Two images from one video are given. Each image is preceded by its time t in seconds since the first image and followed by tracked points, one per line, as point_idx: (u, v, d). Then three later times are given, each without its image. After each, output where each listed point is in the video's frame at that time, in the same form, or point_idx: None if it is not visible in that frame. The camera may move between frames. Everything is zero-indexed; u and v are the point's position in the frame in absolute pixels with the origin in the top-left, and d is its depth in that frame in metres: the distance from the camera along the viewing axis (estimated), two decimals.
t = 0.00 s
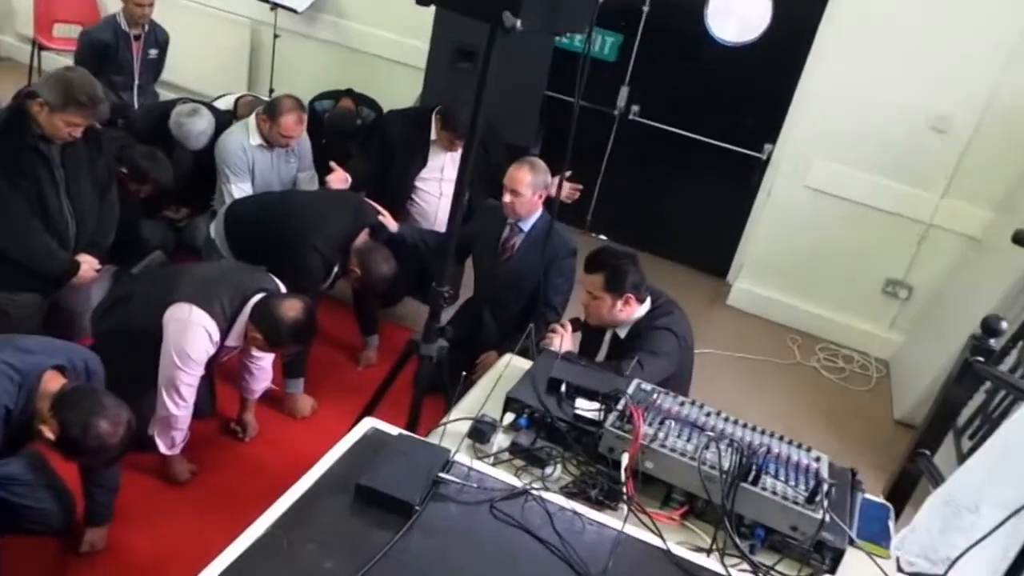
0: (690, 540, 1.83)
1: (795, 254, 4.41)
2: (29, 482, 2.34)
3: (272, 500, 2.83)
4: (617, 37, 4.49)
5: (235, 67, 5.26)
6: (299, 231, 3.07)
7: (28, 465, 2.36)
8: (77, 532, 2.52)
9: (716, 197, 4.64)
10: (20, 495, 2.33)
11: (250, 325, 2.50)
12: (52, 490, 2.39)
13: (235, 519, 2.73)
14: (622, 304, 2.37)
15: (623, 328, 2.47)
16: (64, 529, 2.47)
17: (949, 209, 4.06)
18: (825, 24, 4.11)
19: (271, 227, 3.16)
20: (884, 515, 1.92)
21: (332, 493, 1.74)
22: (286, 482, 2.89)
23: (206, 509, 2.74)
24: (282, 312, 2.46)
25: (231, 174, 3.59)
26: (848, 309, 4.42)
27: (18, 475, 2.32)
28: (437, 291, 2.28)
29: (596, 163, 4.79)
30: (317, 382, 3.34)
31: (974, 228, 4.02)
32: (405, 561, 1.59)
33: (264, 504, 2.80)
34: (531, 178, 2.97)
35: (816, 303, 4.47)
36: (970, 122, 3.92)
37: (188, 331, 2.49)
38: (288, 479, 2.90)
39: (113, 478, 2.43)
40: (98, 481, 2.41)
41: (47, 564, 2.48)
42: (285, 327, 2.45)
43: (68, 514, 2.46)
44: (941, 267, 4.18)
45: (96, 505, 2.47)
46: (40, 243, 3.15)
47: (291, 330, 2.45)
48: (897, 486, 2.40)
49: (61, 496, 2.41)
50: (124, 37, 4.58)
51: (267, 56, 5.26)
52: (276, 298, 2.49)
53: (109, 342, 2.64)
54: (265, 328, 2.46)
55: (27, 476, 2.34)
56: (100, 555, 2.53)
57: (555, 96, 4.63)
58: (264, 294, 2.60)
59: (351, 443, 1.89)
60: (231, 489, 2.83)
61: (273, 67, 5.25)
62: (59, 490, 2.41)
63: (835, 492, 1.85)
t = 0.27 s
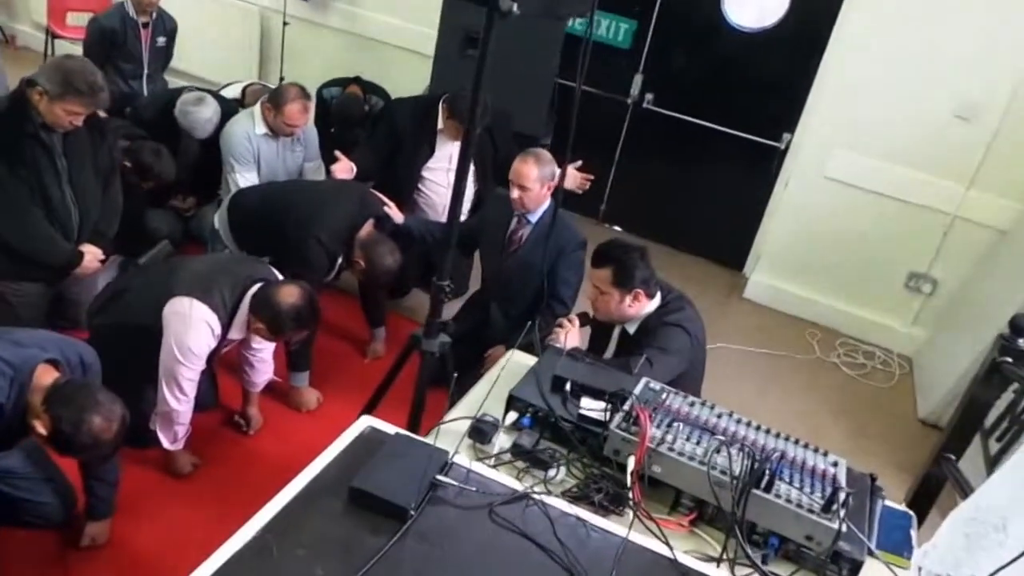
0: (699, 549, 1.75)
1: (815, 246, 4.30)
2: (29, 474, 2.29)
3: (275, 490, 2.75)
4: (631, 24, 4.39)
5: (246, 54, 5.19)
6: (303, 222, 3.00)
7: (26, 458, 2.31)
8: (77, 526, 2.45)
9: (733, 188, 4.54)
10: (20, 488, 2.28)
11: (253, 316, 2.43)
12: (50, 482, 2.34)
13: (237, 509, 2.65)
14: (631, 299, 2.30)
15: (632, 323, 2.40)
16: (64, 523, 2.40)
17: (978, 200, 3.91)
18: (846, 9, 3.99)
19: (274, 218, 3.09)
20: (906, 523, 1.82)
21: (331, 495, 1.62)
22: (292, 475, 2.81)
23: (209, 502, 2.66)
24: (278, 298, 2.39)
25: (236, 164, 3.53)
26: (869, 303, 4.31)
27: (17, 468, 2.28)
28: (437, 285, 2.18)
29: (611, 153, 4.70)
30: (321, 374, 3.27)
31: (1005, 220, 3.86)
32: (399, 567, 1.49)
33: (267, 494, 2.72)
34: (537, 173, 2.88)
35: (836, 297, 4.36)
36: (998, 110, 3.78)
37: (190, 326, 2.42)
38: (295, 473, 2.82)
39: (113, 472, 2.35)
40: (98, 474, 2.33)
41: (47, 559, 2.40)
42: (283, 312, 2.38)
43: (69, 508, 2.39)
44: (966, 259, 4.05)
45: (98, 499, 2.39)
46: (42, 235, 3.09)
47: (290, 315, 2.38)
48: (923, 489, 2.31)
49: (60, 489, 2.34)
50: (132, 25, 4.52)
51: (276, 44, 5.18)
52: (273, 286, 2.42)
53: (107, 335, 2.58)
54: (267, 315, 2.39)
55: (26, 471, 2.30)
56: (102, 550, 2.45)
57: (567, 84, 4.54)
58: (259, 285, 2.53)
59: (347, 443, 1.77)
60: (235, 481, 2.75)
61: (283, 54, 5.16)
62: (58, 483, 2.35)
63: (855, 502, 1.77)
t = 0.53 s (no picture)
0: (710, 556, 1.69)
1: (834, 238, 4.21)
2: (30, 468, 2.22)
3: (278, 486, 2.69)
4: (644, 10, 4.31)
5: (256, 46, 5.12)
6: (307, 213, 2.94)
7: (27, 451, 2.22)
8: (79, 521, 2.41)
9: (748, 177, 4.45)
10: (21, 482, 2.21)
11: (248, 306, 2.38)
12: (51, 476, 2.27)
13: (237, 504, 2.60)
14: (639, 294, 2.23)
15: (641, 319, 2.33)
16: (64, 518, 2.35)
17: (1004, 190, 3.80)
18: None
19: (277, 209, 3.04)
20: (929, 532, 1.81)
21: (327, 497, 1.55)
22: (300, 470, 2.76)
23: (214, 496, 2.61)
24: (269, 284, 2.33)
25: (242, 154, 3.47)
26: (889, 297, 4.21)
27: (19, 463, 2.19)
28: (439, 278, 2.09)
29: (626, 143, 4.61)
30: (326, 367, 3.22)
31: None
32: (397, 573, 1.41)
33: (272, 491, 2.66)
34: (544, 164, 2.81)
35: (856, 290, 4.27)
36: None
37: (184, 317, 2.38)
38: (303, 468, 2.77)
39: (113, 466, 2.30)
40: (97, 468, 2.28)
41: (47, 554, 2.35)
42: (275, 298, 2.32)
43: (70, 502, 2.33)
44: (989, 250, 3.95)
45: (97, 494, 2.35)
46: (46, 227, 3.04)
47: (283, 301, 2.33)
48: (947, 494, 2.27)
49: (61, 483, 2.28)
50: (140, 14, 4.47)
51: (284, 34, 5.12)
52: (265, 273, 2.37)
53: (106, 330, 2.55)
54: (260, 304, 2.34)
55: (27, 464, 2.21)
56: (103, 545, 2.40)
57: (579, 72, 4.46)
58: (251, 275, 2.48)
59: (343, 445, 1.68)
60: (240, 475, 2.70)
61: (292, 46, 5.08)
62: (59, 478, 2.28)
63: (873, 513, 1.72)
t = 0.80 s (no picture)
0: (719, 563, 1.64)
1: (849, 231, 4.14)
2: (30, 465, 2.17)
3: (280, 483, 2.65)
4: None
5: (262, 36, 5.05)
6: (310, 206, 2.90)
7: (27, 447, 2.18)
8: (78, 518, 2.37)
9: (761, 169, 4.37)
10: (20, 479, 2.17)
11: (242, 297, 2.33)
12: (51, 473, 2.22)
13: (239, 502, 2.56)
14: (647, 290, 2.17)
15: (649, 315, 2.27)
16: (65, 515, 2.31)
17: None
18: None
19: (280, 201, 3.00)
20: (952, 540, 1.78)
21: (322, 501, 1.50)
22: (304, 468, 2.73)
23: (217, 494, 2.58)
24: (265, 275, 2.29)
25: (246, 146, 3.43)
26: (905, 291, 4.14)
27: (18, 459, 2.15)
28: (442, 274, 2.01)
29: (637, 134, 4.54)
30: (330, 362, 3.18)
31: None
32: None
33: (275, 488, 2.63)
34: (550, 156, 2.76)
35: (871, 284, 4.20)
36: None
37: (179, 310, 2.35)
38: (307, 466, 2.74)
39: (112, 463, 2.27)
40: (96, 465, 2.24)
41: (46, 551, 2.32)
42: (271, 289, 2.28)
43: (70, 500, 2.29)
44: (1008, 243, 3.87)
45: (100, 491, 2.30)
46: (49, 220, 3.00)
47: (278, 292, 2.28)
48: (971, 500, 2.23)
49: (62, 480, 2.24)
50: (147, 6, 4.43)
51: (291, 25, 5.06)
52: (260, 263, 2.33)
53: (107, 324, 2.53)
54: (256, 297, 2.30)
55: (26, 460, 2.17)
56: (102, 543, 2.36)
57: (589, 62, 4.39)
58: (246, 265, 2.43)
59: (342, 444, 1.63)
60: (244, 472, 2.66)
61: (299, 37, 5.02)
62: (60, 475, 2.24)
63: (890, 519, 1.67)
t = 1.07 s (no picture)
0: (727, 569, 1.62)
1: (854, 229, 4.11)
2: (29, 465, 2.18)
3: (281, 482, 2.64)
4: None
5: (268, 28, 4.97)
6: (314, 201, 2.87)
7: (26, 447, 2.19)
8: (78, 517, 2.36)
9: (768, 166, 4.34)
10: (19, 478, 2.17)
11: (242, 292, 2.32)
12: (50, 472, 2.23)
13: (240, 500, 2.55)
14: (655, 289, 2.15)
15: (657, 315, 2.25)
16: (64, 514, 2.31)
17: None
18: None
19: (284, 197, 2.98)
20: (959, 544, 1.76)
21: (321, 504, 1.48)
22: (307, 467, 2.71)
23: (217, 492, 2.56)
24: (264, 269, 2.27)
25: (250, 138, 3.41)
26: (911, 290, 4.11)
27: (16, 458, 2.16)
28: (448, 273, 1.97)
29: (642, 129, 4.52)
30: (335, 358, 3.16)
31: None
32: None
33: (275, 487, 2.61)
34: (557, 152, 2.74)
35: (876, 282, 4.17)
36: None
37: (179, 307, 2.34)
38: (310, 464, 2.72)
39: (111, 462, 2.26)
40: (96, 464, 2.24)
41: (44, 550, 2.31)
42: (271, 284, 2.26)
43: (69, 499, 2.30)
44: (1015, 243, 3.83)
45: (97, 490, 2.29)
46: (49, 213, 2.98)
47: (278, 287, 2.26)
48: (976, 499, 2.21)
49: (61, 480, 2.25)
50: None
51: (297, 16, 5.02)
52: (260, 258, 2.31)
53: (109, 319, 2.52)
54: (255, 292, 2.28)
55: (25, 459, 2.18)
56: (101, 543, 2.35)
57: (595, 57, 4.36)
58: (244, 264, 2.42)
59: (345, 446, 1.63)
60: (246, 471, 2.65)
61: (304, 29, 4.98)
62: (59, 474, 2.25)
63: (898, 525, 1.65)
